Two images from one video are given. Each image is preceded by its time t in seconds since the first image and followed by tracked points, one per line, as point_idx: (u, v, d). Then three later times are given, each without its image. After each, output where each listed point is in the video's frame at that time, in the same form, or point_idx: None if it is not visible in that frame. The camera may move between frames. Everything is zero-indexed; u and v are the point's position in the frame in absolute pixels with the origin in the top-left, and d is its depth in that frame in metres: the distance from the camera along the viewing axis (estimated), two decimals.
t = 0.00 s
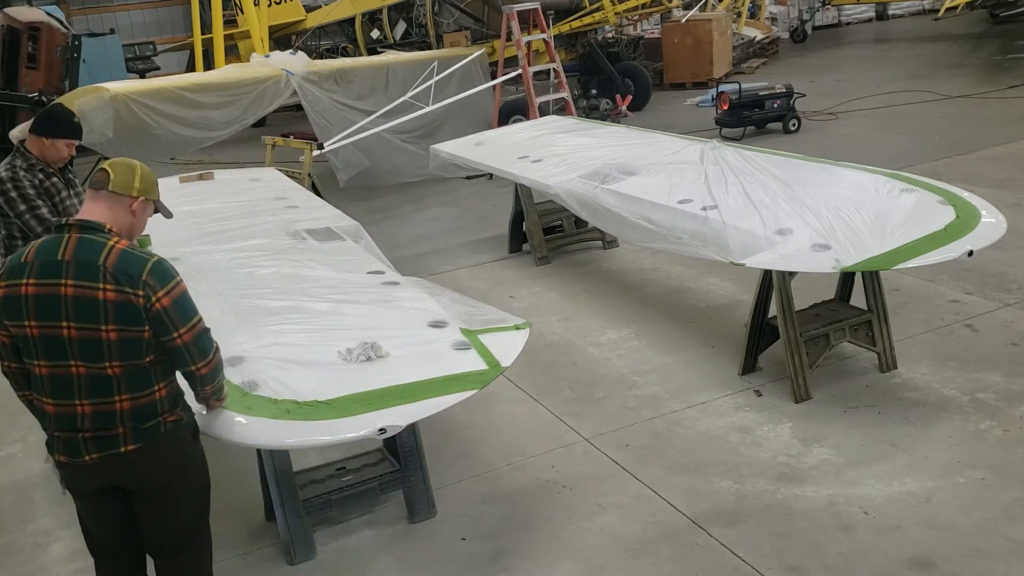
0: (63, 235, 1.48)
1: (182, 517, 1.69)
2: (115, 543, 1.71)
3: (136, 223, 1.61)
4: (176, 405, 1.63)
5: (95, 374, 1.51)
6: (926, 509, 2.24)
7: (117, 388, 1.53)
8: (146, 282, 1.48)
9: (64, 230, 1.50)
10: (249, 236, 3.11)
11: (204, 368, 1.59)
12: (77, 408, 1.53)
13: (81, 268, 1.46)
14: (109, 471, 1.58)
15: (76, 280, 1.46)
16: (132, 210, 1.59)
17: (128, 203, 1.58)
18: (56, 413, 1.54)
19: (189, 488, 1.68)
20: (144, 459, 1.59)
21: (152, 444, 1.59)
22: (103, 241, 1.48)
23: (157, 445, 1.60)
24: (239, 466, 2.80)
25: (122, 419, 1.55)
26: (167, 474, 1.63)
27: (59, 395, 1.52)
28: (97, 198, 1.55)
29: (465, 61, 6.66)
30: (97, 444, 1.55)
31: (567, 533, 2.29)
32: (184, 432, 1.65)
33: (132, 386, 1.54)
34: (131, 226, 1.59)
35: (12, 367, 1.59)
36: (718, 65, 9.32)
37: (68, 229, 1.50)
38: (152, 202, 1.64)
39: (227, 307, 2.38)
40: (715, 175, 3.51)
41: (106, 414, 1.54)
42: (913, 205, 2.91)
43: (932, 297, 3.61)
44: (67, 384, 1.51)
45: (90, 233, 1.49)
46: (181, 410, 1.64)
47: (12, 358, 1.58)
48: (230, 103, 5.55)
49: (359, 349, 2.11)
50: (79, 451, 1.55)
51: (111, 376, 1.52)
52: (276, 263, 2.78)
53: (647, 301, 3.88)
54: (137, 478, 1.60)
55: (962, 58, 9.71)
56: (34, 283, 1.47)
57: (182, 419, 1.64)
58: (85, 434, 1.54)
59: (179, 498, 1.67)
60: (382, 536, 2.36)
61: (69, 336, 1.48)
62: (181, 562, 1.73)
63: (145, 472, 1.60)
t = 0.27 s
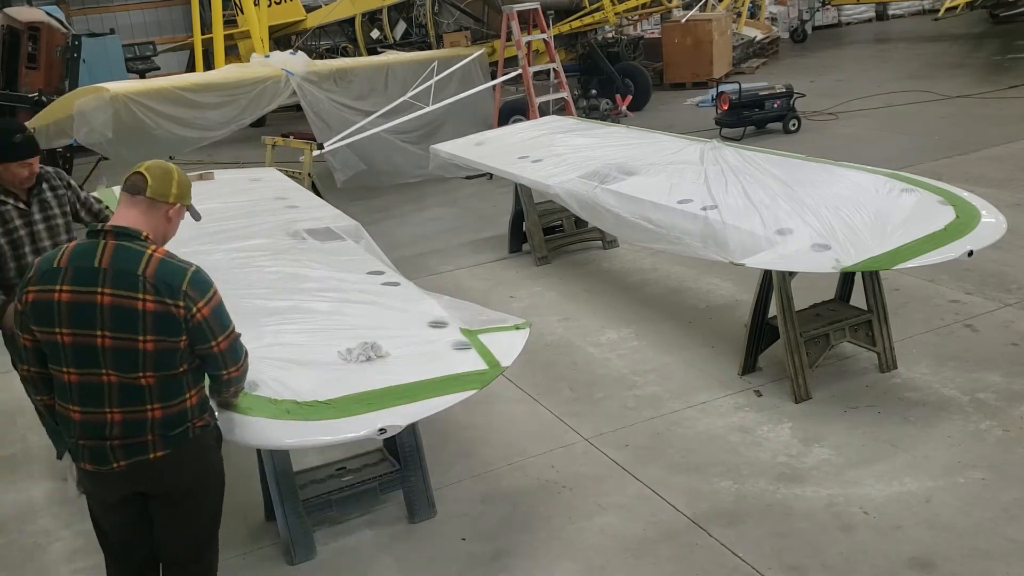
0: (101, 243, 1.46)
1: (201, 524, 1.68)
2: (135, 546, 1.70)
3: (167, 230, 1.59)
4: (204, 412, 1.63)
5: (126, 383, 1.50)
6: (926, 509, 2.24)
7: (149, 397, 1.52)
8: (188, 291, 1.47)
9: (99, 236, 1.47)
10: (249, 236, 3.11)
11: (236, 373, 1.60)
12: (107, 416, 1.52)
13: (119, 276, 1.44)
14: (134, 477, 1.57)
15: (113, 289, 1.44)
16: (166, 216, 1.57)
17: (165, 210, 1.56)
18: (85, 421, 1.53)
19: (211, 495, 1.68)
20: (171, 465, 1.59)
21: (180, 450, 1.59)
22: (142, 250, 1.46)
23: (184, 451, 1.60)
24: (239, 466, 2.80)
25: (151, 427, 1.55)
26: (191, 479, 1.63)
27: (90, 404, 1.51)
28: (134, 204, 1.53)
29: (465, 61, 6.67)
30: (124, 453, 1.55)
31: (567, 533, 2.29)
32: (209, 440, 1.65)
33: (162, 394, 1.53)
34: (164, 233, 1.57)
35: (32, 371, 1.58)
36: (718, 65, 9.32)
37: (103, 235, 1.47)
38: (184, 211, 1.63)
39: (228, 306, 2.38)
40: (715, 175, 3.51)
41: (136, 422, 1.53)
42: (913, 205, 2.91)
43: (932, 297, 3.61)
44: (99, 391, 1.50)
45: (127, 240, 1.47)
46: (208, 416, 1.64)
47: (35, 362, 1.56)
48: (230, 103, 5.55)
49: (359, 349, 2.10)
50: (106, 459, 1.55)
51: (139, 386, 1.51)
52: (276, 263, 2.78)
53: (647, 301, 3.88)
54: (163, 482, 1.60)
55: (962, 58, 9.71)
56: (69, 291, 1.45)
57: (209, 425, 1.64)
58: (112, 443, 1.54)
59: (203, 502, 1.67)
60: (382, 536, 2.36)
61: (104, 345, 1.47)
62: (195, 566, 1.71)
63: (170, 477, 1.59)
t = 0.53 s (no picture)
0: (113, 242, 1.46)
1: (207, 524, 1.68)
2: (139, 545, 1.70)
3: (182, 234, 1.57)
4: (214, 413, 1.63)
5: (136, 382, 1.50)
6: (926, 509, 2.24)
7: (159, 397, 1.52)
8: (194, 291, 1.45)
9: (110, 236, 1.47)
10: (249, 236, 3.11)
11: (245, 382, 1.56)
12: (117, 415, 1.52)
13: (128, 276, 1.43)
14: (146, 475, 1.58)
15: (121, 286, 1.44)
16: (181, 220, 1.56)
17: (179, 212, 1.55)
18: (96, 420, 1.53)
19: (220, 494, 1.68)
20: (182, 466, 1.59)
21: (189, 450, 1.59)
22: (151, 249, 1.45)
23: (194, 452, 1.60)
24: (239, 467, 2.80)
25: (161, 428, 1.55)
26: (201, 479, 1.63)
27: (100, 404, 1.52)
28: (150, 204, 1.52)
29: (465, 61, 6.67)
30: (134, 453, 1.55)
31: (567, 533, 2.29)
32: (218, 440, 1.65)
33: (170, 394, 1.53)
34: (178, 236, 1.55)
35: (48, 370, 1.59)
36: (718, 65, 9.32)
37: (115, 234, 1.47)
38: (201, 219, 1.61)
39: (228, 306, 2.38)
40: (715, 175, 3.51)
41: (146, 422, 1.53)
42: (914, 205, 2.91)
43: (932, 297, 3.61)
44: (109, 391, 1.51)
45: (138, 239, 1.46)
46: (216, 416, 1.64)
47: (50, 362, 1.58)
48: (230, 103, 5.55)
49: (359, 349, 2.10)
50: (116, 458, 1.55)
51: (148, 385, 1.51)
52: (276, 263, 2.78)
53: (647, 301, 3.88)
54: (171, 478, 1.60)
55: (962, 58, 9.71)
56: (79, 290, 1.45)
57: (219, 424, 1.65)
58: (123, 442, 1.54)
59: (213, 503, 1.68)
60: (381, 536, 2.36)
61: (113, 344, 1.47)
62: (197, 567, 1.69)
63: (181, 478, 1.60)
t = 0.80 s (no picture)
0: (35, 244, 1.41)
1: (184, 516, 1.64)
2: (117, 561, 1.60)
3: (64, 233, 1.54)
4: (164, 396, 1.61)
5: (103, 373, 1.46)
6: (926, 509, 2.24)
7: (126, 382, 1.49)
8: (137, 264, 1.49)
9: (30, 239, 1.43)
10: (249, 236, 3.11)
11: (198, 343, 1.64)
12: (87, 412, 1.45)
13: (71, 265, 1.41)
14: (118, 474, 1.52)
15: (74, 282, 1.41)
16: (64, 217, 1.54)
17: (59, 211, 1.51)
18: (60, 427, 1.44)
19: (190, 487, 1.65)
20: (158, 455, 1.56)
21: (161, 436, 1.57)
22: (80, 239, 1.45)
23: (165, 440, 1.58)
24: (240, 467, 2.80)
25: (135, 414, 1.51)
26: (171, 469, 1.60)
27: (66, 406, 1.44)
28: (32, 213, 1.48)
29: (465, 61, 6.68)
30: (112, 449, 1.49)
31: (567, 533, 2.29)
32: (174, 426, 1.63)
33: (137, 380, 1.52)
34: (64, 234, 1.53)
35: None
36: (718, 65, 9.32)
37: (34, 236, 1.43)
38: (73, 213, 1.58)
39: (228, 307, 2.38)
40: (715, 175, 3.51)
41: (116, 412, 1.48)
42: (914, 205, 2.91)
43: (932, 297, 3.61)
44: (72, 391, 1.44)
45: (60, 234, 1.45)
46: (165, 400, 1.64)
47: None
48: (230, 103, 5.54)
49: (359, 349, 2.10)
50: (93, 459, 1.48)
51: (119, 375, 1.48)
52: (276, 263, 2.78)
53: (647, 301, 3.88)
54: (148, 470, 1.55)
55: (962, 58, 9.71)
56: (24, 293, 1.39)
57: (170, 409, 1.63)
58: (98, 441, 1.47)
59: (187, 494, 1.65)
60: (382, 536, 2.36)
61: (76, 338, 1.42)
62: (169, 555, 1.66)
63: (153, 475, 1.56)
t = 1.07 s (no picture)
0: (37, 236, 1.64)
1: (114, 485, 1.85)
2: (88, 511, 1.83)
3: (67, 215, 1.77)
4: (102, 378, 1.79)
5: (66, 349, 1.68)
6: (926, 509, 2.24)
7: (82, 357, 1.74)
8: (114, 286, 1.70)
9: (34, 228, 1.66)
10: (249, 236, 3.11)
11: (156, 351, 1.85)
12: (42, 377, 1.70)
13: (77, 267, 1.65)
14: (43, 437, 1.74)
15: (53, 280, 1.63)
16: (62, 201, 1.74)
17: (59, 194, 1.73)
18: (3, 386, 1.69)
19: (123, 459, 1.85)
20: (74, 425, 1.75)
21: (80, 414, 1.76)
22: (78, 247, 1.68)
23: (83, 414, 1.76)
24: (240, 467, 2.80)
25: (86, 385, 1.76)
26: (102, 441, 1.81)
27: (18, 369, 1.68)
28: (34, 192, 1.71)
29: (466, 61, 6.68)
30: (26, 415, 1.71)
31: (567, 533, 2.29)
32: (108, 404, 1.81)
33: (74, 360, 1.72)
34: (61, 217, 1.75)
35: None
36: (718, 65, 9.32)
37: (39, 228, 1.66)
38: (84, 197, 1.80)
39: (228, 307, 2.38)
40: (715, 175, 3.51)
41: (69, 382, 1.73)
42: (914, 205, 2.91)
43: (932, 297, 3.61)
44: (38, 358, 1.69)
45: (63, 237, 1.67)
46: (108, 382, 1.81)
47: None
48: (230, 103, 5.54)
49: (359, 349, 2.10)
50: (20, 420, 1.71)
51: (62, 353, 1.71)
52: (276, 263, 2.78)
53: (647, 301, 3.88)
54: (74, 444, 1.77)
55: (962, 58, 9.71)
56: (35, 276, 1.63)
57: (108, 391, 1.81)
58: (16, 405, 1.70)
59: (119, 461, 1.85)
60: (381, 536, 2.36)
61: (37, 320, 1.66)
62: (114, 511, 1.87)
63: (81, 434, 1.77)
